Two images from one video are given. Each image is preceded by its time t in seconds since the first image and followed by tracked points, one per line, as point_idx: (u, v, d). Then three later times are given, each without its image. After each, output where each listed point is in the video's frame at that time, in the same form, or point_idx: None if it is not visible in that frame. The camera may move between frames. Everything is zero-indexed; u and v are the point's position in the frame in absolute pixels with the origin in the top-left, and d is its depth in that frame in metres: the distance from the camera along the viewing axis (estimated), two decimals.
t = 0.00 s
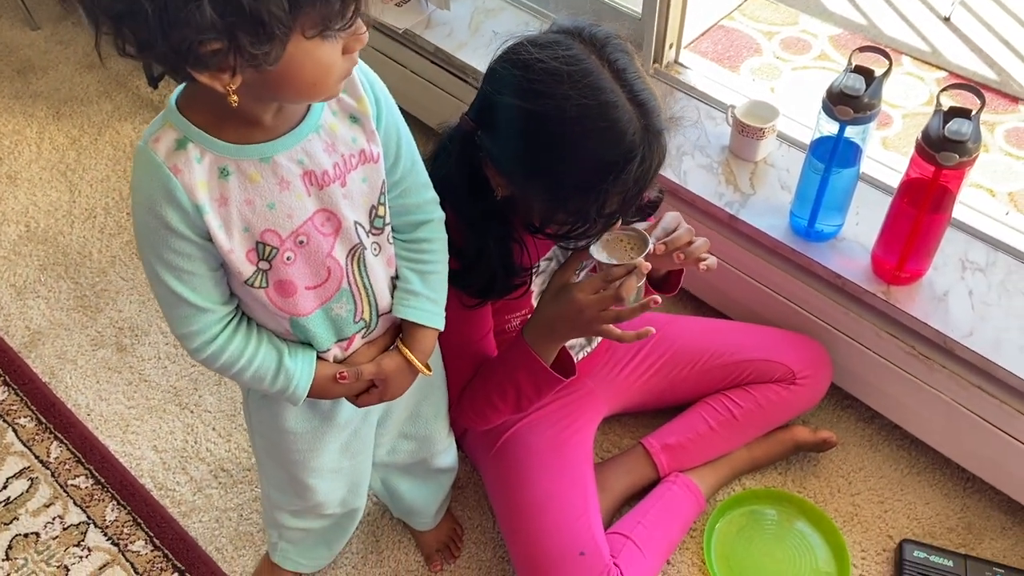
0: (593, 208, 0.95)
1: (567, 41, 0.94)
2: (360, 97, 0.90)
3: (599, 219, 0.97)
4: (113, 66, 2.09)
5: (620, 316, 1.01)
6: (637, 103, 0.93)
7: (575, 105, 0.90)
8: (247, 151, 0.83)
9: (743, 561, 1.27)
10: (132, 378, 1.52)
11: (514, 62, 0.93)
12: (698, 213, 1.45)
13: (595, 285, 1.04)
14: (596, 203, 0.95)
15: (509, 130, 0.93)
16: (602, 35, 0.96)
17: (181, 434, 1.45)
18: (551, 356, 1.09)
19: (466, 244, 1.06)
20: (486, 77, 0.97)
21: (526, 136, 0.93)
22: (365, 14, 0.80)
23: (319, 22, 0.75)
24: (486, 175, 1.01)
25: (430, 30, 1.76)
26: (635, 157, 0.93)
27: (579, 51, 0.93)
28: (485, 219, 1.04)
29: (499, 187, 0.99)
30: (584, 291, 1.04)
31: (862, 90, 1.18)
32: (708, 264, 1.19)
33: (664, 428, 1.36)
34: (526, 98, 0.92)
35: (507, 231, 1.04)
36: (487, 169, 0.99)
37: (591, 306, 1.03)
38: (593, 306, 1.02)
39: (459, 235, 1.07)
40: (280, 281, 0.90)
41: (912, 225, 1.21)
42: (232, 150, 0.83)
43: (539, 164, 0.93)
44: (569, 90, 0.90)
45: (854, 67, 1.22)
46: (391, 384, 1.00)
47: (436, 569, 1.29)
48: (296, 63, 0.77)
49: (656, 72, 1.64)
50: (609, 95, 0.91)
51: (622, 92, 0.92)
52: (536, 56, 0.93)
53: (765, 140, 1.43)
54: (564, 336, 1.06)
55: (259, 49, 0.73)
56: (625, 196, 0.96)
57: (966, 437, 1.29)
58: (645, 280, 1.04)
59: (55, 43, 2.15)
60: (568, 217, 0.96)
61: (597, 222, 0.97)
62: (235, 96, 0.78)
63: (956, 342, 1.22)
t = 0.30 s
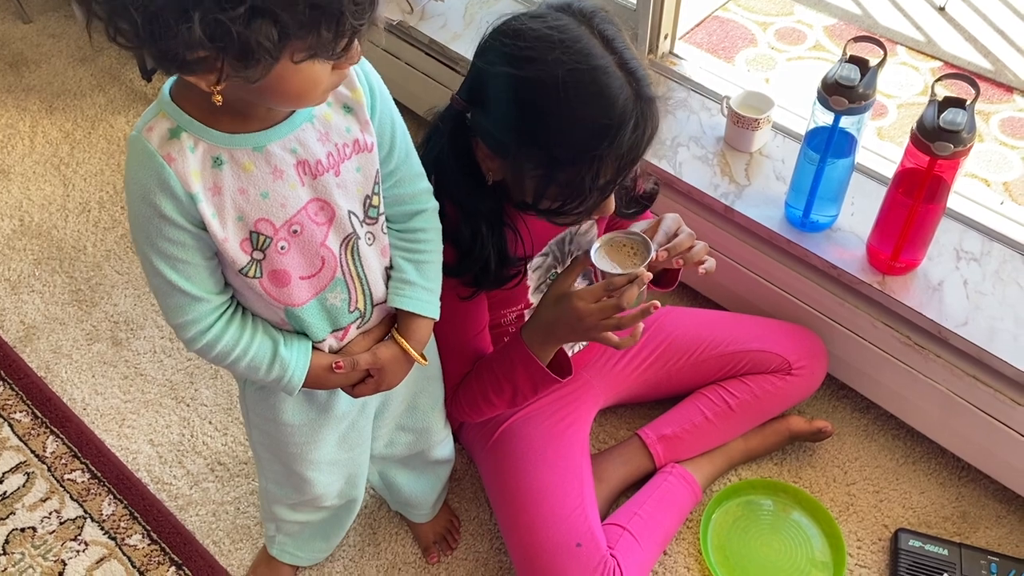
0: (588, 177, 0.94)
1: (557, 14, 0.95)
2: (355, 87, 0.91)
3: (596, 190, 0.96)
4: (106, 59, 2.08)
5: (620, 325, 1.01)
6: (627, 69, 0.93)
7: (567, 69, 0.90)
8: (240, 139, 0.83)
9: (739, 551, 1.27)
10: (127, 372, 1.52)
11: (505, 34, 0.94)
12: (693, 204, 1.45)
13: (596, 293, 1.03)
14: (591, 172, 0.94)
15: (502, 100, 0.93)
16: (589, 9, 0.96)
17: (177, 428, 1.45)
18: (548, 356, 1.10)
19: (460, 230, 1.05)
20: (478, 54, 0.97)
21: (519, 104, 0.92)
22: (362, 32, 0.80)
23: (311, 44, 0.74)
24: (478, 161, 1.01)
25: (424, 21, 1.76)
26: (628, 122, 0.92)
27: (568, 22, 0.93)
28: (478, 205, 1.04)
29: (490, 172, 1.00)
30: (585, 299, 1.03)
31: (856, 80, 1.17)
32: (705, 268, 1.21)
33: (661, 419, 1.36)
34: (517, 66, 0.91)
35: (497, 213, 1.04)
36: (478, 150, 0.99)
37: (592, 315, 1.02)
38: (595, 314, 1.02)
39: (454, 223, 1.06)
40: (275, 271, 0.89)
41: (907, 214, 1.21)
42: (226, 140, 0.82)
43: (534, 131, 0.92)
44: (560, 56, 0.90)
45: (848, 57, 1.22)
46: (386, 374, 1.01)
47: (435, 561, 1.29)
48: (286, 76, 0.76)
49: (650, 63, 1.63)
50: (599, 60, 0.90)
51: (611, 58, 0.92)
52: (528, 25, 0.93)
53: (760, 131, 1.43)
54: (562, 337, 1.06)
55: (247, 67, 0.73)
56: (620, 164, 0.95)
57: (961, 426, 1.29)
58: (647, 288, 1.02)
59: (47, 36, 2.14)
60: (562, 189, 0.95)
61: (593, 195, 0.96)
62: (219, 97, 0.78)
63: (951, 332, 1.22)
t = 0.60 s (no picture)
0: (577, 162, 0.94)
1: None
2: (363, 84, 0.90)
3: (587, 175, 0.96)
4: (102, 55, 2.07)
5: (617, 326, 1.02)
6: (609, 49, 0.92)
7: (547, 55, 0.90)
8: (242, 128, 0.83)
9: (736, 545, 1.28)
10: (125, 368, 1.52)
11: (487, 23, 0.94)
12: (690, 199, 1.45)
13: (594, 294, 1.03)
14: (579, 155, 0.93)
15: (491, 90, 0.93)
16: None
17: (175, 424, 1.45)
18: (545, 354, 1.10)
19: (455, 223, 1.05)
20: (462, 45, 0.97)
21: (507, 92, 0.92)
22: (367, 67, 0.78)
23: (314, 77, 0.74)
24: (473, 152, 1.01)
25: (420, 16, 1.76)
26: (613, 103, 0.92)
27: (546, 7, 0.93)
28: (474, 195, 1.03)
29: (487, 164, 1.01)
30: (583, 300, 1.03)
31: (853, 74, 1.17)
32: (704, 266, 1.23)
33: (657, 413, 1.36)
34: (500, 55, 0.92)
35: (495, 201, 1.05)
36: (470, 141, 1.00)
37: (591, 316, 1.02)
38: (593, 316, 1.02)
39: (448, 215, 1.06)
40: (272, 261, 0.89)
41: (904, 207, 1.21)
42: (230, 127, 0.82)
43: (520, 117, 0.92)
44: (540, 42, 0.90)
45: (845, 50, 1.22)
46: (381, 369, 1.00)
47: (433, 556, 1.30)
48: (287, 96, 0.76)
49: (647, 57, 1.64)
50: (580, 43, 0.90)
51: (592, 40, 0.91)
52: (507, 13, 0.93)
53: (757, 125, 1.43)
54: (560, 336, 1.06)
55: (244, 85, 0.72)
56: (608, 148, 0.94)
57: (958, 420, 1.30)
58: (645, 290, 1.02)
59: (43, 32, 2.14)
60: (554, 174, 0.95)
61: (585, 179, 0.96)
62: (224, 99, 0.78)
63: (948, 326, 1.22)
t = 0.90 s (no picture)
0: (574, 151, 0.94)
1: None
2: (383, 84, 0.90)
3: (585, 166, 0.96)
4: (101, 52, 2.07)
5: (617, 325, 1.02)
6: (609, 41, 0.92)
7: (548, 43, 0.90)
8: (259, 118, 0.82)
9: (736, 542, 1.28)
10: (125, 366, 1.52)
11: (489, 11, 0.94)
12: (689, 196, 1.45)
13: (594, 293, 1.03)
14: (576, 145, 0.93)
15: (493, 79, 0.93)
16: None
17: (175, 422, 1.45)
18: (545, 352, 1.10)
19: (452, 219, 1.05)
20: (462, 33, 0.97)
21: (509, 81, 0.92)
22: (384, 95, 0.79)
23: (329, 96, 0.74)
24: (469, 147, 1.01)
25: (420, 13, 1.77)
26: (612, 94, 0.92)
27: None
28: (469, 190, 1.03)
29: (482, 155, 1.00)
30: (583, 299, 1.03)
31: (853, 71, 1.17)
32: (702, 266, 1.24)
33: (655, 411, 1.36)
34: (502, 42, 0.92)
35: (488, 196, 1.05)
36: (467, 132, 0.99)
37: (590, 314, 1.02)
38: (592, 314, 1.02)
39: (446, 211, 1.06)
40: (281, 253, 0.89)
41: (903, 204, 1.21)
42: (246, 117, 0.82)
43: (520, 104, 0.92)
44: (542, 30, 0.90)
45: (845, 47, 1.22)
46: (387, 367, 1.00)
47: (433, 554, 1.30)
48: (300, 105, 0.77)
49: (647, 53, 1.63)
50: (580, 33, 0.90)
51: (593, 30, 0.92)
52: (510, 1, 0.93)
53: (757, 122, 1.43)
54: (559, 334, 1.06)
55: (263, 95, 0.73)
56: (606, 139, 0.94)
57: (958, 417, 1.30)
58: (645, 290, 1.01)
59: (42, 29, 2.13)
60: (550, 163, 0.95)
61: (582, 169, 0.96)
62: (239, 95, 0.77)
63: (947, 322, 1.22)
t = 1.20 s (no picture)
0: (563, 151, 0.94)
1: None
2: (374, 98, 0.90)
3: (575, 164, 0.96)
4: (105, 52, 2.08)
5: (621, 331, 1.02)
6: (594, 37, 0.92)
7: (529, 44, 0.90)
8: (251, 137, 0.82)
9: (738, 542, 1.28)
10: (127, 365, 1.52)
11: (476, 13, 0.94)
12: (691, 196, 1.45)
13: (598, 298, 1.03)
14: (564, 144, 0.94)
15: (485, 78, 0.93)
16: None
17: (177, 421, 1.45)
18: (552, 354, 1.10)
19: (457, 217, 1.05)
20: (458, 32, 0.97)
21: (504, 78, 0.92)
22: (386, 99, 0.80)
23: (333, 104, 0.74)
24: (471, 145, 1.01)
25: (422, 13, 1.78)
26: (597, 91, 0.92)
27: None
28: (475, 189, 1.03)
29: (486, 154, 1.00)
30: (587, 304, 1.03)
31: (855, 71, 1.17)
32: (705, 277, 1.25)
33: (658, 410, 1.36)
34: (489, 43, 0.92)
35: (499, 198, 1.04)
36: (467, 131, 1.00)
37: (594, 320, 1.02)
38: (596, 319, 1.02)
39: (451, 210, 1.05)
40: (278, 271, 0.89)
41: (906, 204, 1.21)
42: (238, 137, 0.82)
43: (511, 104, 0.93)
44: (522, 31, 0.91)
45: (847, 48, 1.22)
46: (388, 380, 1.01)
47: (435, 554, 1.30)
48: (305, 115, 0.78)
49: (649, 54, 1.64)
50: (563, 31, 0.91)
51: (576, 28, 0.91)
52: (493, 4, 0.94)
53: (759, 122, 1.43)
54: (564, 338, 1.06)
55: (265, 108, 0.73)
56: (593, 136, 0.94)
57: (960, 417, 1.30)
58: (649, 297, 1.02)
59: (45, 29, 2.14)
60: (542, 161, 0.95)
61: (574, 165, 0.96)
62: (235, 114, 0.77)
63: (949, 322, 1.23)
